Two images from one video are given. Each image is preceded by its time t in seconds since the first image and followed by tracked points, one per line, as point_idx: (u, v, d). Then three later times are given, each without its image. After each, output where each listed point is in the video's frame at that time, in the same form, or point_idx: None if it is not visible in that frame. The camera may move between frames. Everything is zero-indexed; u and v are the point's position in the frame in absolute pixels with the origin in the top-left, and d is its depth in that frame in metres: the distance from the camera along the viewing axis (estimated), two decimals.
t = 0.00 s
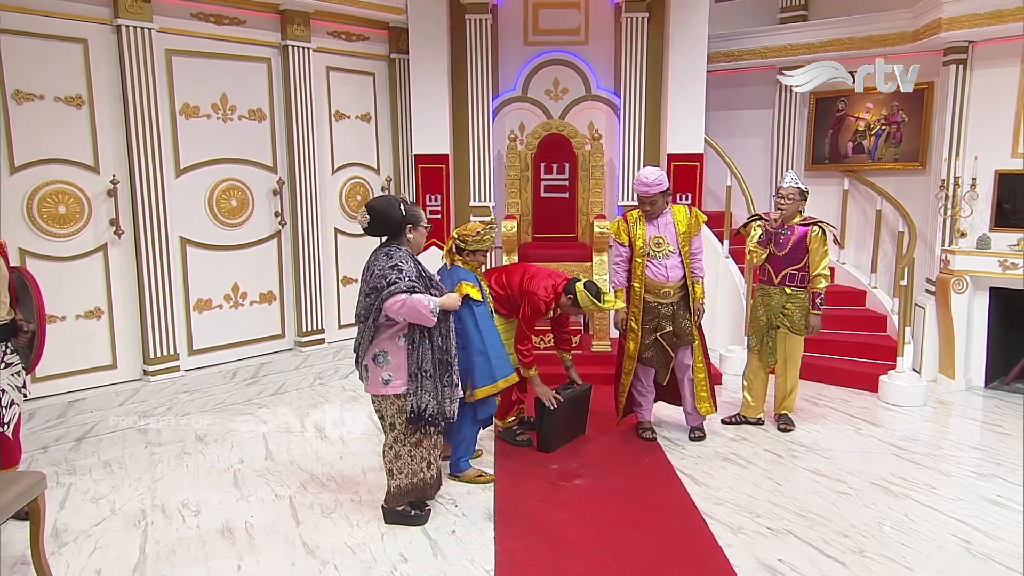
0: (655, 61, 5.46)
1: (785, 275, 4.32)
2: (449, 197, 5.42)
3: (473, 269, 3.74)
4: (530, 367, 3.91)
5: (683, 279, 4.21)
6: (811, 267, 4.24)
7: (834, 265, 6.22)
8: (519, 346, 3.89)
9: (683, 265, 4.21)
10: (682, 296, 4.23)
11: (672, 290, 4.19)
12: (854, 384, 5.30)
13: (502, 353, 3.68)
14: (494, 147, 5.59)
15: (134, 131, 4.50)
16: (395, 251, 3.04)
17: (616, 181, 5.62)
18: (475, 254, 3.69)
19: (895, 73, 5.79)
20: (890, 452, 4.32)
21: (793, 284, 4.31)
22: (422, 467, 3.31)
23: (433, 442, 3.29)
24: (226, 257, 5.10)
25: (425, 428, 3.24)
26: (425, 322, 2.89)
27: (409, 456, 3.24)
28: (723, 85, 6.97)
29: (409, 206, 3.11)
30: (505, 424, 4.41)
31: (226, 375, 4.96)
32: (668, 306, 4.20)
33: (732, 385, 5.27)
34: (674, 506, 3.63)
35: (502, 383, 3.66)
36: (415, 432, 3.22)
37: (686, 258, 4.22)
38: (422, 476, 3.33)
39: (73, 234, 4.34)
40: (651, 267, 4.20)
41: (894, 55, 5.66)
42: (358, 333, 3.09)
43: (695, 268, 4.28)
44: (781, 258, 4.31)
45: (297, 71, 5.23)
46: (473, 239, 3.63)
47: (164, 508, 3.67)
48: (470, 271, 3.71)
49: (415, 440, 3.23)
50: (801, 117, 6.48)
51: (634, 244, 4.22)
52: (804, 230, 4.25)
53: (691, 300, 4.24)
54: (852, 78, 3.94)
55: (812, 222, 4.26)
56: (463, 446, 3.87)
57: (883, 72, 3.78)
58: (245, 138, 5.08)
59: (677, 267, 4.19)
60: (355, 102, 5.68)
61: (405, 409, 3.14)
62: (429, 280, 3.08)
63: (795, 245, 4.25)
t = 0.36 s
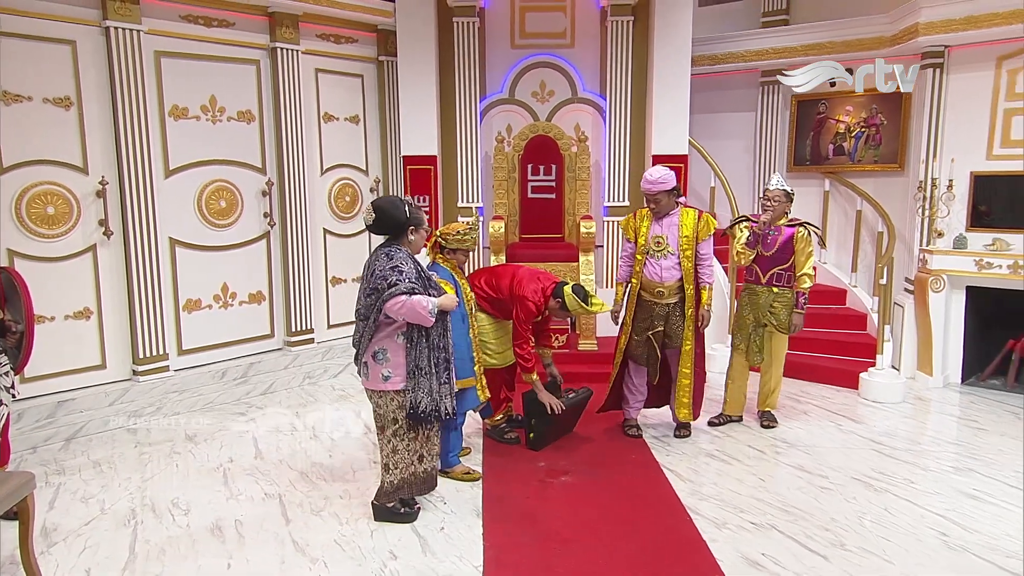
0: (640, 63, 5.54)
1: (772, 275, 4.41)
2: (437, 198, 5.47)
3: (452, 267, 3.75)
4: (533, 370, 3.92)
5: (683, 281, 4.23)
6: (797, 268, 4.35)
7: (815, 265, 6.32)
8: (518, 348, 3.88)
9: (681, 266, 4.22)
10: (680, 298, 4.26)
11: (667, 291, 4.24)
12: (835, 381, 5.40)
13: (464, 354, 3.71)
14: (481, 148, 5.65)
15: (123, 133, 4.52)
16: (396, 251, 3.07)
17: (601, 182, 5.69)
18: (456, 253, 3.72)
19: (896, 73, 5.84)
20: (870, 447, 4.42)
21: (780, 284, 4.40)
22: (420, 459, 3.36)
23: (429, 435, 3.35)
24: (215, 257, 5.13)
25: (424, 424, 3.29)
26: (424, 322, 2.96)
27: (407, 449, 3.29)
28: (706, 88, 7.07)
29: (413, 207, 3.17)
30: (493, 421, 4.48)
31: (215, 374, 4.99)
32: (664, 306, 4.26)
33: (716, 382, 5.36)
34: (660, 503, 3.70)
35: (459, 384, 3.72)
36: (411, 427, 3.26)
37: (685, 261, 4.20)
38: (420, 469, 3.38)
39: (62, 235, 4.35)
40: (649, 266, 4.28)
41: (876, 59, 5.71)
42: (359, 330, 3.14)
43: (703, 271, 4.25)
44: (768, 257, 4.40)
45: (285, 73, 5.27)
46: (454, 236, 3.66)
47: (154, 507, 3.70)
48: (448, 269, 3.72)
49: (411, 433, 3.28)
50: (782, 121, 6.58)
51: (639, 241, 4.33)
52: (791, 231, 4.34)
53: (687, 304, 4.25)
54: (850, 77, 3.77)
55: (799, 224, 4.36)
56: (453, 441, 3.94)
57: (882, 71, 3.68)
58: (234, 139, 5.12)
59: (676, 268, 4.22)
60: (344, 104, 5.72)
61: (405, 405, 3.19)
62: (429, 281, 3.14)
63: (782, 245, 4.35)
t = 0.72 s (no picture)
0: (623, 65, 5.62)
1: (750, 275, 4.51)
2: (423, 199, 5.52)
3: (431, 263, 3.79)
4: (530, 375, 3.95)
5: (674, 283, 4.28)
6: (773, 267, 4.43)
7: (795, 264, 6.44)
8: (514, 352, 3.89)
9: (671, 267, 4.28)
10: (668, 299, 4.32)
11: (659, 290, 4.31)
12: (814, 379, 5.51)
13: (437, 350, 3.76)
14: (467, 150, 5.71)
15: (109, 134, 4.53)
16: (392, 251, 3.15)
17: (586, 183, 5.78)
18: (435, 249, 3.76)
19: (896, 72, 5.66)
20: (848, 443, 4.53)
21: (758, 283, 4.49)
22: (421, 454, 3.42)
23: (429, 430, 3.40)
24: (201, 258, 5.15)
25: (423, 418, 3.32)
26: (414, 323, 2.99)
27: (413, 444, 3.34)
28: (687, 91, 7.18)
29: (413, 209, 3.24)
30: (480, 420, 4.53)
31: (202, 375, 5.01)
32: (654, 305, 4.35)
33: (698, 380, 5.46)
34: (645, 499, 3.78)
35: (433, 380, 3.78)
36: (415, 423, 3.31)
37: (676, 264, 4.26)
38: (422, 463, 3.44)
39: (47, 236, 4.36)
40: (644, 265, 4.37)
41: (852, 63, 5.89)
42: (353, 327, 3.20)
43: (697, 274, 4.28)
44: (746, 257, 4.50)
45: (271, 75, 5.29)
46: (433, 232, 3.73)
47: (141, 507, 3.72)
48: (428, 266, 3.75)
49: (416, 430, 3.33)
50: (762, 124, 6.71)
51: (638, 239, 4.42)
52: (769, 231, 4.45)
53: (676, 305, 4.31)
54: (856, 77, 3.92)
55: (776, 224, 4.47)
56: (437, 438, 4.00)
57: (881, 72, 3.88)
58: (221, 141, 5.15)
59: (666, 268, 4.29)
60: (330, 106, 5.77)
61: (399, 401, 3.24)
62: (423, 283, 3.20)
63: (761, 245, 4.45)
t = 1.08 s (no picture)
0: (607, 68, 5.71)
1: (732, 275, 4.60)
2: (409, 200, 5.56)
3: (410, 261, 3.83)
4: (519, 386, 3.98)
5: (658, 283, 4.36)
6: (757, 267, 4.52)
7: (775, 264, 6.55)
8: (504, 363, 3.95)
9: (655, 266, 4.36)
10: (653, 299, 4.40)
11: (643, 288, 4.40)
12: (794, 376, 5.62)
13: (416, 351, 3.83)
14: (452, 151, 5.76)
15: (95, 136, 4.54)
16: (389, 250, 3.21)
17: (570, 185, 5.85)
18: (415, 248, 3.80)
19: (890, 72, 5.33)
20: (827, 439, 4.63)
21: (739, 283, 4.59)
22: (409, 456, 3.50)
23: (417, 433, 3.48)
24: (187, 259, 5.16)
25: (413, 421, 3.40)
26: (414, 322, 3.08)
27: (401, 447, 3.42)
28: (669, 95, 7.29)
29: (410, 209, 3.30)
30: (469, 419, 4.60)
31: (188, 375, 5.03)
32: (640, 304, 4.44)
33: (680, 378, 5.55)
34: (629, 496, 3.85)
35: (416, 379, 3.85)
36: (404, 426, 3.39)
37: (659, 264, 4.33)
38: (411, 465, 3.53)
39: (33, 237, 4.34)
40: (630, 264, 4.45)
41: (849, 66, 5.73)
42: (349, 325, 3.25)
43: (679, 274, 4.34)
44: (728, 258, 4.59)
45: (257, 77, 5.33)
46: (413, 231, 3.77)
47: (128, 508, 3.73)
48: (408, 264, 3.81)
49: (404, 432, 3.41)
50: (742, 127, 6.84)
51: (624, 239, 4.51)
52: (750, 232, 4.55)
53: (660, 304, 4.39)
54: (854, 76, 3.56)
55: (757, 225, 4.57)
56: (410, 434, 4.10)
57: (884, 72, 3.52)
58: (207, 142, 5.17)
59: (650, 267, 4.36)
60: (316, 107, 5.80)
61: (391, 401, 3.30)
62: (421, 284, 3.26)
63: (743, 245, 4.54)
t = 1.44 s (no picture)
0: (591, 72, 5.78)
1: (717, 275, 4.69)
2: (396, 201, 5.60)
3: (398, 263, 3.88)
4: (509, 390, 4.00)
5: (645, 283, 4.43)
6: (744, 267, 4.62)
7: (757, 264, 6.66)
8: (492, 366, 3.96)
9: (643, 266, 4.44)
10: (639, 299, 4.48)
11: (631, 288, 4.47)
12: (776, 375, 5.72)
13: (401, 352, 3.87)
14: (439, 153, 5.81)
15: (81, 137, 4.54)
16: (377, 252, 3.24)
17: (555, 186, 5.91)
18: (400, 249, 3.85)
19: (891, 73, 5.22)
20: (807, 436, 4.73)
21: (726, 283, 4.67)
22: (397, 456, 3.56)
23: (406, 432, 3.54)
24: (173, 261, 5.17)
25: (402, 421, 3.46)
26: (403, 323, 3.13)
27: (389, 447, 3.48)
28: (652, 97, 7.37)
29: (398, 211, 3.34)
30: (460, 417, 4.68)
31: (176, 376, 5.05)
32: (626, 304, 4.51)
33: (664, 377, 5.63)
34: (614, 493, 3.92)
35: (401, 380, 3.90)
36: (393, 426, 3.44)
37: (647, 264, 4.41)
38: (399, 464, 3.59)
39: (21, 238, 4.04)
40: (617, 264, 4.52)
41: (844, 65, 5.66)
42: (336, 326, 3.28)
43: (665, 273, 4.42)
44: (716, 258, 4.68)
45: (244, 79, 5.35)
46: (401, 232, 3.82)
47: (116, 508, 3.75)
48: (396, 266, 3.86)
49: (392, 432, 3.46)
50: (724, 128, 6.93)
51: (611, 240, 4.58)
52: (736, 233, 4.63)
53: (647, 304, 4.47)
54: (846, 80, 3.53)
55: (746, 227, 4.66)
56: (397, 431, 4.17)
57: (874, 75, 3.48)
58: (193, 143, 5.19)
59: (638, 267, 4.44)
60: (303, 109, 5.83)
61: (380, 401, 3.34)
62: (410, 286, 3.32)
63: (730, 246, 4.64)
